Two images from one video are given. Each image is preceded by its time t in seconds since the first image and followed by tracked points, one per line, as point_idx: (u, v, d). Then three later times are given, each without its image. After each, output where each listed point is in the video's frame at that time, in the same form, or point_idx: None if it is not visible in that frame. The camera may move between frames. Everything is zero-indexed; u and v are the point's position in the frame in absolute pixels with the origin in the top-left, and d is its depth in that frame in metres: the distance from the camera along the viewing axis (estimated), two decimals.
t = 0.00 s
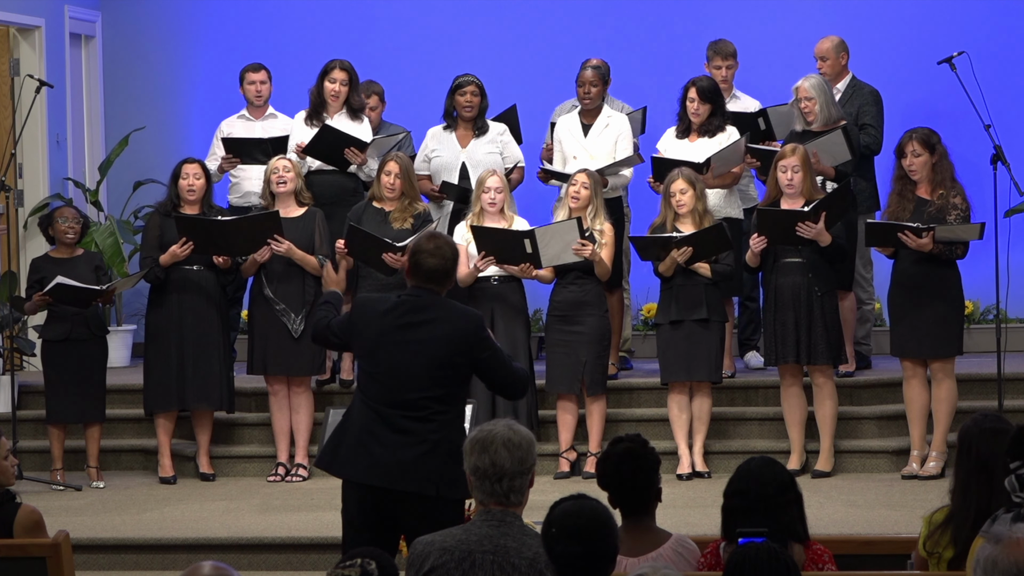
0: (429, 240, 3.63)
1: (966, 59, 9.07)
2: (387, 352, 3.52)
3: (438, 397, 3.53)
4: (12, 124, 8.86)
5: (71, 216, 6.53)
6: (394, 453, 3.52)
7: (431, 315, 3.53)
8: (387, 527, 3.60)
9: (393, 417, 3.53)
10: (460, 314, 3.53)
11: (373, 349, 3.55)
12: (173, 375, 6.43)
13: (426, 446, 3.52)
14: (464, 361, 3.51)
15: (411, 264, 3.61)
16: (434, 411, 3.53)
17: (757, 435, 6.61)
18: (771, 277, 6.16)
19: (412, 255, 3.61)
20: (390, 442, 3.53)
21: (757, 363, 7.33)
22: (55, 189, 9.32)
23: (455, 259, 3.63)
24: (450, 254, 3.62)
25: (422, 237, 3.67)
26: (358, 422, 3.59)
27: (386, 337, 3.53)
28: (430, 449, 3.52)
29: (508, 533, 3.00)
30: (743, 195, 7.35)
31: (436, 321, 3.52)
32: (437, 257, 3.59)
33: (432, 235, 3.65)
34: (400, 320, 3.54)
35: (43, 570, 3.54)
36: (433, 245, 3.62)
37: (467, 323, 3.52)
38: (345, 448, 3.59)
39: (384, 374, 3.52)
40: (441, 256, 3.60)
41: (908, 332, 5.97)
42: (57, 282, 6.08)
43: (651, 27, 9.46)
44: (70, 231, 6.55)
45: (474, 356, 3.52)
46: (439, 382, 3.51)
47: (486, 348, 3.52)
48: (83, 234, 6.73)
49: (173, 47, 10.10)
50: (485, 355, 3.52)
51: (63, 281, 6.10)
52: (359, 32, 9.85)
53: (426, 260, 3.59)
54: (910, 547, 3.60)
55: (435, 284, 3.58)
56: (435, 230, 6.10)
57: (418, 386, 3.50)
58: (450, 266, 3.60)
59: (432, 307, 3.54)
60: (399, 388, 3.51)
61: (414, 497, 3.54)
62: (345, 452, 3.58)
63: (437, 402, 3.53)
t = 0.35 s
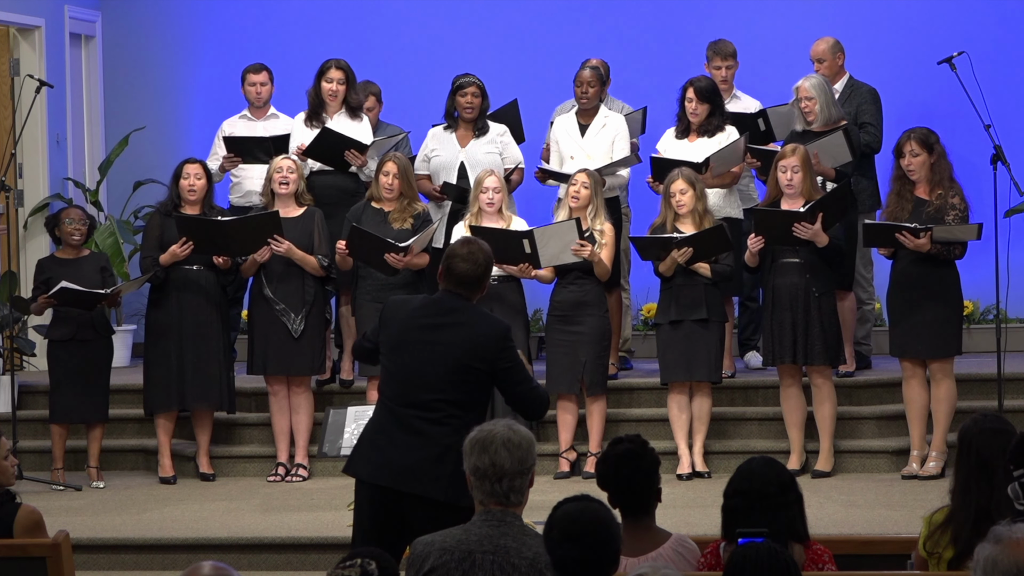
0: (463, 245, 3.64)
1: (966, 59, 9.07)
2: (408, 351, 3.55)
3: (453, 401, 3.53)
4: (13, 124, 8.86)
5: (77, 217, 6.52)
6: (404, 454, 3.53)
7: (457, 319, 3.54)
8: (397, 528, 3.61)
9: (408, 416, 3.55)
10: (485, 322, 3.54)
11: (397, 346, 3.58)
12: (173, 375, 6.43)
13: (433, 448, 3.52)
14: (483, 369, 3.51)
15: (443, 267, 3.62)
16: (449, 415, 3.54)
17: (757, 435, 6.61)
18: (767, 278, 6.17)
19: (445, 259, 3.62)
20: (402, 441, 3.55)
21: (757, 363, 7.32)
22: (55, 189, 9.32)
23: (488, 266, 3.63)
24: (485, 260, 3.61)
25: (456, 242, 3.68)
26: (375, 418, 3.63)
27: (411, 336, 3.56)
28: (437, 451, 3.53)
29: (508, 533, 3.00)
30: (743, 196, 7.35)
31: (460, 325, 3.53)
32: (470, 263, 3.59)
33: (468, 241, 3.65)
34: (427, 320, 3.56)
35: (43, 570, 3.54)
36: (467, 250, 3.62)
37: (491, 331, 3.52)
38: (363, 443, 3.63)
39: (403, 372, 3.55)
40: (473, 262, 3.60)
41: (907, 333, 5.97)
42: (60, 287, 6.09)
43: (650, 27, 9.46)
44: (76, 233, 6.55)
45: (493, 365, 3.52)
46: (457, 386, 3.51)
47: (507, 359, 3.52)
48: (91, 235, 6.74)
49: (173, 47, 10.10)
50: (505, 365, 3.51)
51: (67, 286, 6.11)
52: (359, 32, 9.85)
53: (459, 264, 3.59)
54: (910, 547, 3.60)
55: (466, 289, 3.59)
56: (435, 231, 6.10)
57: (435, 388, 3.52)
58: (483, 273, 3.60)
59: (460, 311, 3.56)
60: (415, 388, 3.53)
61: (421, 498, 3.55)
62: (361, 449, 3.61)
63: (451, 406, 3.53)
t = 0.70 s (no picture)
0: (439, 239, 3.63)
1: (966, 59, 9.07)
2: (399, 352, 3.56)
3: (448, 397, 3.52)
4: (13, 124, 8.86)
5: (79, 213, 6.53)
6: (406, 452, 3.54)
7: (442, 314, 3.54)
8: (401, 529, 3.61)
9: (407, 418, 3.55)
10: (471, 313, 3.53)
11: (387, 349, 3.59)
12: (173, 375, 6.43)
13: (433, 447, 3.52)
14: (473, 360, 3.49)
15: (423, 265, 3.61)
16: (447, 412, 3.53)
17: (757, 435, 6.61)
18: (766, 278, 6.17)
19: (423, 257, 3.61)
20: (403, 442, 3.55)
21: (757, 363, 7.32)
22: (55, 189, 9.31)
23: (467, 256, 3.61)
24: (462, 251, 3.60)
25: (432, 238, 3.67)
26: (377, 423, 3.64)
27: (400, 337, 3.57)
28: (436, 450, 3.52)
29: (508, 533, 3.01)
30: (744, 195, 7.34)
31: (446, 320, 3.53)
32: (446, 256, 3.59)
33: (444, 235, 3.65)
34: (413, 319, 3.57)
35: (43, 570, 3.54)
36: (441, 244, 3.61)
37: (476, 322, 3.51)
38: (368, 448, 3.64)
39: (396, 374, 3.56)
40: (450, 255, 3.58)
41: (907, 332, 5.97)
42: (60, 279, 6.07)
43: (650, 27, 9.46)
44: (78, 229, 6.55)
45: (483, 354, 3.49)
46: (449, 382, 3.50)
47: (497, 347, 3.49)
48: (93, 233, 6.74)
49: (174, 47, 10.10)
50: (494, 353, 3.49)
51: (65, 278, 6.10)
52: (359, 32, 9.85)
53: (437, 259, 3.59)
54: (910, 547, 3.60)
55: (448, 283, 3.58)
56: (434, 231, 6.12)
57: (428, 386, 3.51)
58: (461, 264, 3.59)
59: (445, 306, 3.55)
60: (409, 388, 3.53)
61: (423, 498, 3.54)
62: (364, 454, 3.63)
63: (448, 402, 3.52)
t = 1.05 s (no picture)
0: (394, 241, 3.59)
1: (966, 59, 9.07)
2: (370, 360, 3.51)
3: (428, 399, 3.49)
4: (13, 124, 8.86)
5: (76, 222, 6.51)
6: (391, 458, 3.50)
7: (410, 317, 3.50)
8: (389, 533, 3.57)
9: (387, 424, 3.51)
10: (439, 312, 3.50)
11: (357, 358, 3.54)
12: (175, 376, 6.44)
13: (413, 452, 3.49)
14: (449, 359, 3.48)
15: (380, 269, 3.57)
16: (428, 415, 3.51)
17: (757, 435, 6.61)
18: (768, 277, 6.17)
19: (380, 261, 3.56)
20: (382, 450, 3.51)
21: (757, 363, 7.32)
22: (55, 189, 9.32)
23: (424, 255, 3.58)
24: (419, 251, 3.57)
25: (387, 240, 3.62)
26: (353, 432, 3.59)
27: (369, 344, 3.52)
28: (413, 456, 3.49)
29: (508, 533, 3.01)
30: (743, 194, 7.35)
31: (415, 323, 3.50)
32: (404, 258, 3.54)
33: (397, 236, 3.61)
34: (380, 325, 3.52)
35: (43, 570, 3.54)
36: (397, 244, 3.57)
37: (447, 321, 3.49)
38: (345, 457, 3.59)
39: (370, 382, 3.51)
40: (408, 256, 3.55)
41: (907, 332, 5.97)
42: (54, 291, 6.08)
43: (650, 27, 9.46)
44: (75, 238, 6.55)
45: (459, 352, 3.48)
46: (427, 384, 3.48)
47: (471, 345, 3.49)
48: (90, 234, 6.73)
49: (173, 47, 10.10)
50: (470, 350, 3.48)
51: (59, 290, 6.10)
52: (358, 32, 9.85)
53: (395, 262, 3.55)
54: (910, 547, 3.60)
55: (409, 285, 3.55)
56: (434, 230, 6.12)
57: (406, 390, 3.48)
58: (419, 264, 3.56)
59: (412, 308, 3.51)
60: (386, 394, 3.50)
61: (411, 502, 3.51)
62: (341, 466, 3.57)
63: (428, 404, 3.50)
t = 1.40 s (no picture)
0: (348, 243, 3.54)
1: (966, 60, 9.07)
2: (340, 367, 3.46)
3: (403, 400, 3.48)
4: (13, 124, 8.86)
5: (69, 219, 6.51)
6: (375, 461, 3.46)
7: (376, 319, 3.48)
8: (373, 534, 3.54)
9: (364, 430, 3.47)
10: (403, 312, 3.49)
11: (324, 366, 3.48)
12: (175, 377, 6.44)
13: (388, 456, 3.46)
14: (420, 356, 3.48)
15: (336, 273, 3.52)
16: (403, 416, 3.49)
17: (758, 435, 6.61)
18: (769, 276, 6.17)
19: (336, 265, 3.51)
20: (360, 456, 3.47)
21: (757, 363, 7.32)
22: (55, 189, 9.32)
23: (379, 255, 3.54)
24: (374, 252, 3.53)
25: (338, 243, 3.57)
26: (323, 439, 3.52)
27: (336, 350, 3.47)
28: (388, 458, 3.46)
29: (508, 533, 3.00)
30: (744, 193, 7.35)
31: (382, 325, 3.47)
32: (361, 260, 3.51)
33: (351, 238, 3.56)
34: (346, 331, 3.47)
35: (43, 570, 3.54)
36: (352, 247, 3.53)
37: (413, 320, 3.49)
38: (315, 465, 3.53)
39: (343, 388, 3.46)
40: (366, 258, 3.51)
41: (907, 332, 5.97)
42: (52, 291, 6.08)
43: (650, 28, 9.46)
44: (69, 235, 6.55)
45: (428, 348, 3.49)
46: (400, 384, 3.46)
47: (439, 340, 3.50)
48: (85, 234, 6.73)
49: (173, 47, 10.09)
50: (440, 346, 3.50)
51: (57, 290, 6.11)
52: (359, 32, 9.85)
53: (353, 265, 3.50)
54: (910, 547, 3.60)
55: (369, 286, 3.51)
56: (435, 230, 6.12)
57: (381, 393, 3.45)
58: (376, 265, 3.52)
59: (375, 310, 3.48)
60: (361, 399, 3.46)
61: (394, 505, 3.48)
62: (314, 474, 3.51)
63: (403, 405, 3.49)
